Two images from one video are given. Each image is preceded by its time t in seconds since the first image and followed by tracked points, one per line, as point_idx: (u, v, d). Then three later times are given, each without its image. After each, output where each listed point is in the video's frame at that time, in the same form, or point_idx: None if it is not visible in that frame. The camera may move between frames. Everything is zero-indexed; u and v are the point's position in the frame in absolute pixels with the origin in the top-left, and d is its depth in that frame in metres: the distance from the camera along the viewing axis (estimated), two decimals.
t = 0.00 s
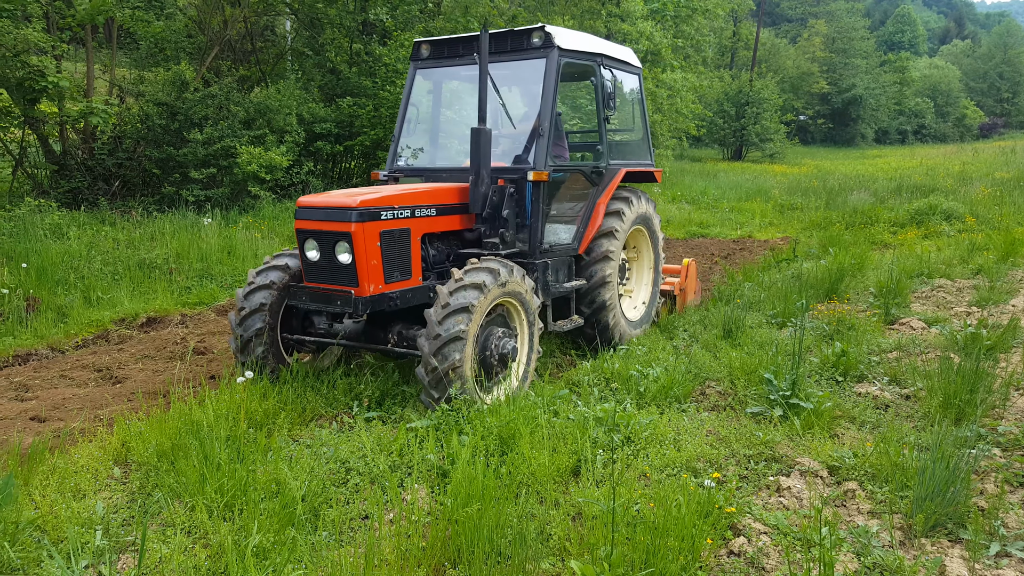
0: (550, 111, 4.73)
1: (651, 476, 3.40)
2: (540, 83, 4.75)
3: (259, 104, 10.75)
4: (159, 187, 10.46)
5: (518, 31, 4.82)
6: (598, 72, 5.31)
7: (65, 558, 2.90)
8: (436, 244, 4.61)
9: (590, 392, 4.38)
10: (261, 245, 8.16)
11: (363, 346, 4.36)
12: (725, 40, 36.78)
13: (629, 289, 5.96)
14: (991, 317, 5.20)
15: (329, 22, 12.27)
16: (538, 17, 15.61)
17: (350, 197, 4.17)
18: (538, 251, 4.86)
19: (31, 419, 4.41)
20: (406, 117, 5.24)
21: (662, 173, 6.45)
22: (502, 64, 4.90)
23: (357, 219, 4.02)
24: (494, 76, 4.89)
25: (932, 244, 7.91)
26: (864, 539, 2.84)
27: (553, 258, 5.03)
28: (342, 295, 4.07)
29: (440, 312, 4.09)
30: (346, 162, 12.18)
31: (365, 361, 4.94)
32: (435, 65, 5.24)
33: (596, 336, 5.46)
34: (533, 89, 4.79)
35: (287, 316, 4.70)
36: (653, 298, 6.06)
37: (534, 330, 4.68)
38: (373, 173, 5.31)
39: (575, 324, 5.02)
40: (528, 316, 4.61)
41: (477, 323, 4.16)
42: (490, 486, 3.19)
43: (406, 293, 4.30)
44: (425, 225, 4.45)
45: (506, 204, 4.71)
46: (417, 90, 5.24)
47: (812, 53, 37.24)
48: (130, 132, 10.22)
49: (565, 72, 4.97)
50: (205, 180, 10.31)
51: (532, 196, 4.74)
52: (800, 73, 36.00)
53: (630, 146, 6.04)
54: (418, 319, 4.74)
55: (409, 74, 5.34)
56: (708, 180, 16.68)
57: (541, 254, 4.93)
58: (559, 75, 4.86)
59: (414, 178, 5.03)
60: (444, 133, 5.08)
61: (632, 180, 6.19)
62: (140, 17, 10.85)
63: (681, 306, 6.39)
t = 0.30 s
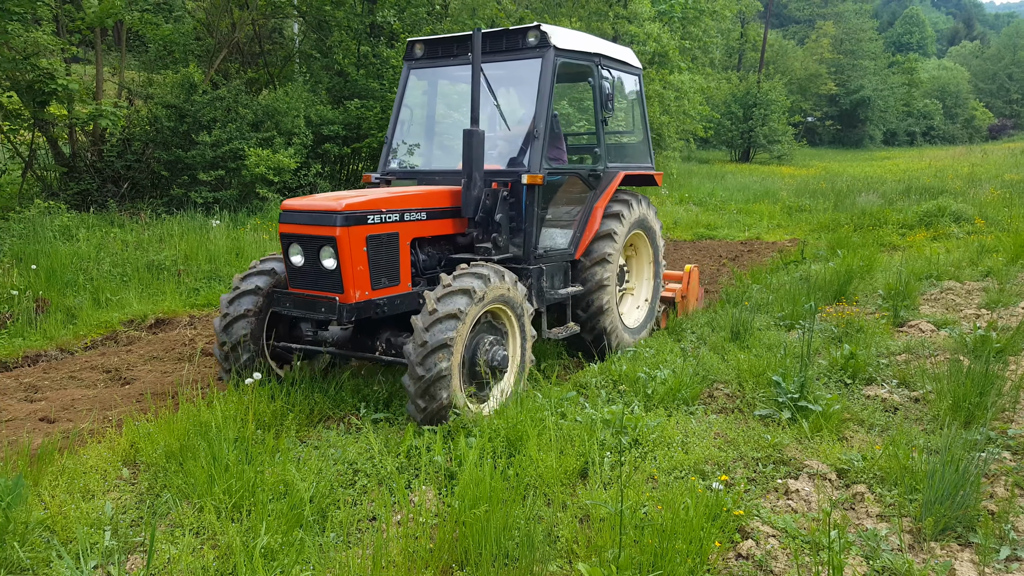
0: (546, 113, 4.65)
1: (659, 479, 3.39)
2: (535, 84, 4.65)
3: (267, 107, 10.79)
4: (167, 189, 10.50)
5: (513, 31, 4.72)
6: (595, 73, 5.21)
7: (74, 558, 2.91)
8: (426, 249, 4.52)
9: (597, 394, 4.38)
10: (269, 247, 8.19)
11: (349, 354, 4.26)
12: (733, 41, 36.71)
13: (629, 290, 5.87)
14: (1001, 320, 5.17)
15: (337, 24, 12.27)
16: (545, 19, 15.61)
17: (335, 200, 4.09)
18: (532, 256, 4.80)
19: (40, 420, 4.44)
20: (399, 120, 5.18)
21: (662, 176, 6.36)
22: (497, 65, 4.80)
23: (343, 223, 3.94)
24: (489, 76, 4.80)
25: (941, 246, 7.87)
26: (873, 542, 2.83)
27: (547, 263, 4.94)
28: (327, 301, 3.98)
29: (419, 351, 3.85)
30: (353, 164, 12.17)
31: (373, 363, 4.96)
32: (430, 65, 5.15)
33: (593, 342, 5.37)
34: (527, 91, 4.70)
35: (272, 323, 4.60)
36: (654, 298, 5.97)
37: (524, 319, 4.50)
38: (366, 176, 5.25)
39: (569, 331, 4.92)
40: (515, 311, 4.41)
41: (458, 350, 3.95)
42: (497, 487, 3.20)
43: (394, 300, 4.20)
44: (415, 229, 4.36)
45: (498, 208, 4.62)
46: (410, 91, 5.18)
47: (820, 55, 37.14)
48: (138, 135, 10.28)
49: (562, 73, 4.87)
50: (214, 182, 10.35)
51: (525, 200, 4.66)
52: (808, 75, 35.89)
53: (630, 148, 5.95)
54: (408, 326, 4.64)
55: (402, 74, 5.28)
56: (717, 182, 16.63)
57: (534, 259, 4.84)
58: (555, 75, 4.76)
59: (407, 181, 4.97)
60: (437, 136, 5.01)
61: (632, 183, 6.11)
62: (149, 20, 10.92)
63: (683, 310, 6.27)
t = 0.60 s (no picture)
0: (539, 112, 4.52)
1: (665, 480, 3.39)
2: (528, 82, 4.52)
3: (275, 106, 10.81)
4: (175, 188, 10.54)
5: (505, 28, 4.60)
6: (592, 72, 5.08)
7: (82, 554, 2.92)
8: (413, 252, 4.38)
9: (604, 395, 4.39)
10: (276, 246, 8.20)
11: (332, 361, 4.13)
12: (742, 42, 36.59)
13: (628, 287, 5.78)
14: (1010, 323, 5.15)
15: (345, 24, 12.16)
16: (553, 20, 15.59)
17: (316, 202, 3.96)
18: (524, 259, 4.67)
19: (48, 418, 4.45)
20: (389, 119, 5.05)
21: (662, 178, 6.19)
22: (490, 62, 4.67)
23: (323, 225, 3.80)
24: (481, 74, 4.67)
25: (949, 249, 7.84)
26: (880, 544, 2.82)
27: (540, 267, 4.79)
28: (307, 307, 3.85)
29: (399, 394, 3.73)
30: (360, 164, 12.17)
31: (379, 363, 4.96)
32: (421, 63, 5.03)
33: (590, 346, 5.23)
34: (519, 89, 4.57)
35: (256, 328, 4.52)
36: (654, 293, 5.89)
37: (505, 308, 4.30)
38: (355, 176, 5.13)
39: (564, 338, 4.77)
40: (494, 307, 4.19)
41: (441, 378, 3.80)
42: (503, 487, 3.20)
43: (378, 304, 4.07)
44: (400, 231, 4.23)
45: (488, 210, 4.46)
46: (400, 89, 5.05)
47: (828, 56, 37.03)
48: (147, 133, 10.33)
49: (556, 71, 4.74)
50: (221, 181, 10.38)
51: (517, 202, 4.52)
52: (816, 76, 35.78)
53: (628, 148, 5.81)
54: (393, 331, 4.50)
55: (393, 72, 5.15)
56: (724, 183, 16.58)
57: (526, 263, 4.68)
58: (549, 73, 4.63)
59: (396, 181, 4.85)
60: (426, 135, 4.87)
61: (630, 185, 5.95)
62: (158, 19, 10.96)
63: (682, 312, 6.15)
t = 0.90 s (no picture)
0: (530, 110, 4.38)
1: (673, 481, 3.38)
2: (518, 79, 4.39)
3: (282, 107, 10.81)
4: (183, 188, 10.60)
5: (495, 23, 4.47)
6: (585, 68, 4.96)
7: (93, 552, 2.94)
8: (399, 255, 4.22)
9: (611, 395, 4.38)
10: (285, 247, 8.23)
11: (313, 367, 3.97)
12: (750, 41, 36.48)
13: (627, 283, 5.73)
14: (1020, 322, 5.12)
15: (352, 24, 12.19)
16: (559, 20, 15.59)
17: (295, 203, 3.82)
18: (514, 262, 4.50)
19: (58, 416, 4.48)
20: (377, 119, 4.92)
21: (660, 177, 6.04)
22: (479, 59, 4.54)
23: (301, 227, 3.65)
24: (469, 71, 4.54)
25: (959, 248, 7.80)
26: (890, 546, 2.81)
27: (532, 270, 4.64)
28: (285, 312, 3.68)
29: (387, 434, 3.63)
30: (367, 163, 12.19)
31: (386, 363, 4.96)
32: (409, 61, 4.91)
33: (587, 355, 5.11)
34: (510, 86, 4.44)
35: (238, 337, 4.43)
36: (654, 281, 5.84)
37: (484, 306, 4.07)
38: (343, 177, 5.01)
39: (556, 342, 4.62)
40: (468, 308, 3.95)
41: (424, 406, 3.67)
42: (511, 487, 3.20)
43: (361, 310, 3.90)
44: (386, 233, 4.08)
45: (477, 211, 4.29)
46: (389, 87, 4.92)
47: (836, 54, 36.90)
48: (155, 134, 10.40)
49: (548, 68, 4.61)
50: (229, 181, 10.42)
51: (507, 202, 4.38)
52: (824, 75, 35.67)
53: (624, 146, 5.68)
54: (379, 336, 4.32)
55: (382, 70, 5.03)
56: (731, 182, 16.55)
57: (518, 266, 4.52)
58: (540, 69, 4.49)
59: (385, 182, 4.71)
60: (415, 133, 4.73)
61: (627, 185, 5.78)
62: (166, 20, 11.02)
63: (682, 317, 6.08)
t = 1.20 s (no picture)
0: (522, 109, 4.23)
1: (683, 481, 3.37)
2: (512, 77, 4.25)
3: (293, 108, 10.78)
4: (194, 189, 10.66)
5: (487, 19, 4.31)
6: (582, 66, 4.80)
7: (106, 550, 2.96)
8: (386, 258, 4.12)
9: (620, 396, 4.38)
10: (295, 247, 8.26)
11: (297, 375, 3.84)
12: (760, 41, 36.38)
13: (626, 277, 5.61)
14: None
15: (361, 25, 12.21)
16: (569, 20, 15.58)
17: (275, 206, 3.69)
18: (507, 266, 4.37)
19: (71, 415, 4.52)
20: (367, 119, 4.79)
21: (660, 178, 5.94)
22: (471, 57, 4.40)
23: (280, 231, 3.53)
24: (461, 69, 4.39)
25: (972, 248, 7.75)
26: (902, 548, 2.79)
27: (526, 274, 4.51)
28: (264, 319, 3.57)
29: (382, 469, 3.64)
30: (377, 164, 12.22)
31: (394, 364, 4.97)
32: (402, 58, 4.78)
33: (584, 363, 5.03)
34: (501, 85, 4.29)
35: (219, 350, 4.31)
36: (654, 270, 5.70)
37: (456, 312, 3.88)
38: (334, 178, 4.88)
39: (550, 348, 4.51)
40: (434, 322, 3.72)
41: (413, 439, 3.63)
42: (520, 487, 3.20)
43: (344, 316, 3.79)
44: (371, 237, 3.96)
45: (467, 213, 4.17)
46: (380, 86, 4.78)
47: (847, 54, 36.71)
48: (167, 135, 10.47)
49: (542, 65, 4.46)
50: (240, 181, 10.46)
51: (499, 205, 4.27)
52: (835, 75, 35.52)
53: (623, 146, 5.54)
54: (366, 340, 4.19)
55: (374, 67, 4.89)
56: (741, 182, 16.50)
57: (509, 270, 4.40)
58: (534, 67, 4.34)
59: (375, 184, 4.59)
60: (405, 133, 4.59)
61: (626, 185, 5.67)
62: (177, 22, 11.09)
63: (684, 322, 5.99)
